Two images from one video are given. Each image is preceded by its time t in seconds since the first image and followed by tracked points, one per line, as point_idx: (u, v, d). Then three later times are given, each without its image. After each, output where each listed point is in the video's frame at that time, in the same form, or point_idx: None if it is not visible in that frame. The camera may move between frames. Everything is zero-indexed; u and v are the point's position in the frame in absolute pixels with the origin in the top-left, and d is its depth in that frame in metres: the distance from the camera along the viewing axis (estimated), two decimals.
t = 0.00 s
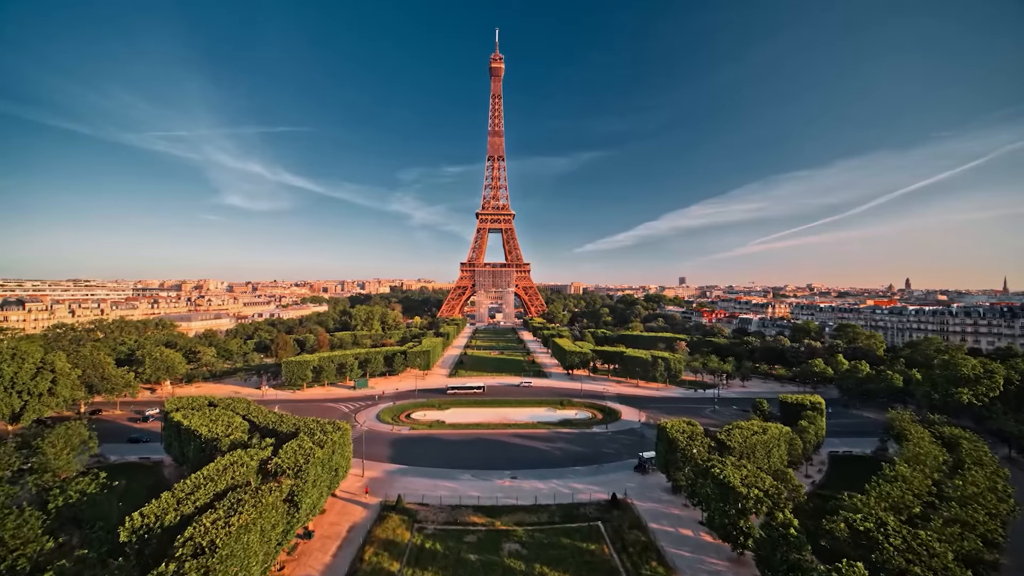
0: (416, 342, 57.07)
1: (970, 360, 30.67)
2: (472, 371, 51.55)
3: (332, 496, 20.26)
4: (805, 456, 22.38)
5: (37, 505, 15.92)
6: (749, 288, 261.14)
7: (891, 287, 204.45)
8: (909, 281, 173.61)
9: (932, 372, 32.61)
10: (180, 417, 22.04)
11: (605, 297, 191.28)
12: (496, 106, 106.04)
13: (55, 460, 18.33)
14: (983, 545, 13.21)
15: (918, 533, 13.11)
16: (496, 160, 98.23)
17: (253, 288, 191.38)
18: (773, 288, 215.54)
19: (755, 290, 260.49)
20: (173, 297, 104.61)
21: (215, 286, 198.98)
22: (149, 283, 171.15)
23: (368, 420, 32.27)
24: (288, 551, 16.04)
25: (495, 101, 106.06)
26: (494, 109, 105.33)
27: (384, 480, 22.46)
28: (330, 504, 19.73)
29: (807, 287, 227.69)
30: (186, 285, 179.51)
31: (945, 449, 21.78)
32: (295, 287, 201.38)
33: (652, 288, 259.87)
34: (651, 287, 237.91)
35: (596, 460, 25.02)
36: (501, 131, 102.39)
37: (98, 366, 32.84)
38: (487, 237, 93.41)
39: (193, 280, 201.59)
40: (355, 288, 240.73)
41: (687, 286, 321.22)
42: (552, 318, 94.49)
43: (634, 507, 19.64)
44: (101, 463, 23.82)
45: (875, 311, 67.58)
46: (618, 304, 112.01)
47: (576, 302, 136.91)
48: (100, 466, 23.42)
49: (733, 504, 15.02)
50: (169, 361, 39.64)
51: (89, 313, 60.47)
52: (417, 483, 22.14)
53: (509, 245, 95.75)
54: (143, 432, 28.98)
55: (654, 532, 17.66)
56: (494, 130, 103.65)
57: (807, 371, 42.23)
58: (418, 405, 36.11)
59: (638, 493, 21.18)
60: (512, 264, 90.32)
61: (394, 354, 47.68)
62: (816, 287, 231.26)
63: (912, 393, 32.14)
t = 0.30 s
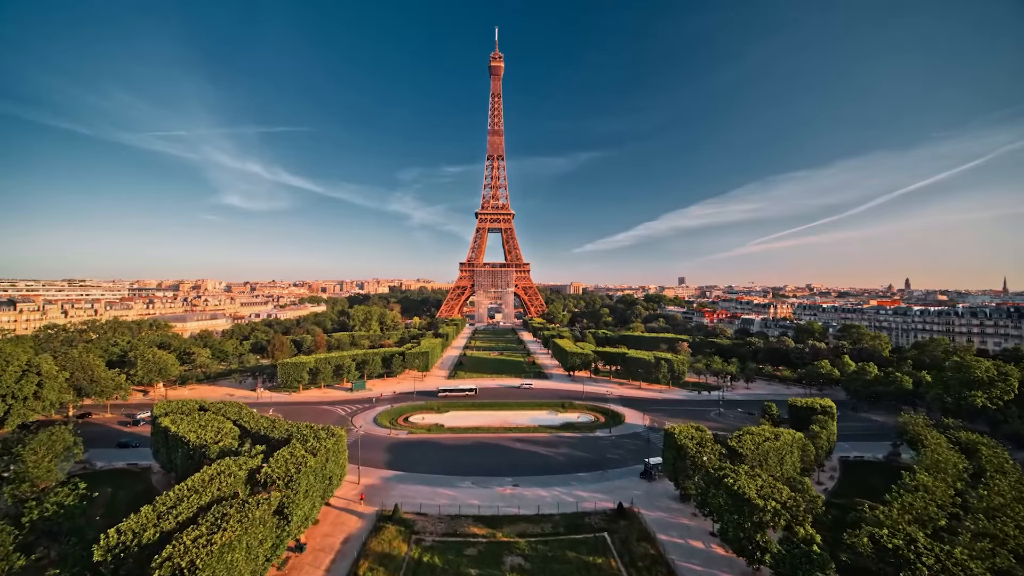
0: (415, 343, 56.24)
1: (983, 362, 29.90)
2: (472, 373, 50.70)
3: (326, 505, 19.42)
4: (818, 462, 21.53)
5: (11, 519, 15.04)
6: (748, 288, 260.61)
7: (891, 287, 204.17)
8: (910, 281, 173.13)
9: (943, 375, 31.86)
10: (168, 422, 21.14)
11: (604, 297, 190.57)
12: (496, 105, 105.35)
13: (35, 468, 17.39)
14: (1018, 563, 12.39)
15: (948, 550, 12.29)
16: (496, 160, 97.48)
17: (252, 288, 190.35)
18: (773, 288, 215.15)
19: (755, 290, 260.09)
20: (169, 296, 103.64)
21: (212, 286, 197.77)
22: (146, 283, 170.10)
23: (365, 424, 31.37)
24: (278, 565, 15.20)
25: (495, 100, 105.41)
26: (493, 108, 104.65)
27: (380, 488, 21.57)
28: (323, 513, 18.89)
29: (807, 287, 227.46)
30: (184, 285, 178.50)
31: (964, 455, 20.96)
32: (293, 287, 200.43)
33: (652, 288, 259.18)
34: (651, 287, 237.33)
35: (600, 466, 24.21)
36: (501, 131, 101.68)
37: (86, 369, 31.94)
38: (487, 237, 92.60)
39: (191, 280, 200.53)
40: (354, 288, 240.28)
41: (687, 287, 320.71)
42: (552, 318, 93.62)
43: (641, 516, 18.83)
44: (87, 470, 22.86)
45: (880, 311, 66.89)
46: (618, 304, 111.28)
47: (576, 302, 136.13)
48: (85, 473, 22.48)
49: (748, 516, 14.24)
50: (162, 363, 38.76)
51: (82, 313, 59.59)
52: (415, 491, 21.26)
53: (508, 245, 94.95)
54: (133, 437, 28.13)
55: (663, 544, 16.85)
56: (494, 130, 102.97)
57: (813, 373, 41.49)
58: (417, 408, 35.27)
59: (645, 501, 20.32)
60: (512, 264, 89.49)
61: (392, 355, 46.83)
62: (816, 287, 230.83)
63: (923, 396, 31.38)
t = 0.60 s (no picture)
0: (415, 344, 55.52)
1: (996, 364, 29.16)
2: (472, 374, 49.94)
3: (321, 514, 18.70)
4: (831, 469, 20.79)
5: None
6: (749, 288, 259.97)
7: (891, 287, 203.85)
8: (910, 281, 172.60)
9: (954, 377, 31.14)
10: (158, 427, 20.38)
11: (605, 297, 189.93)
12: (496, 104, 104.64)
13: (17, 477, 16.64)
14: None
15: (979, 566, 11.54)
16: (496, 159, 96.77)
17: (250, 288, 189.49)
18: (773, 288, 214.83)
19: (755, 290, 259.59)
20: (166, 296, 102.86)
21: (211, 285, 197.02)
22: (144, 283, 169.30)
23: (363, 428, 30.63)
24: None
25: (495, 99, 104.73)
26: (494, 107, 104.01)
27: (378, 494, 20.83)
28: (318, 523, 18.16)
29: (807, 287, 227.16)
30: (183, 285, 178.00)
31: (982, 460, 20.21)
32: (292, 287, 199.87)
33: (652, 288, 258.50)
34: (651, 287, 236.50)
35: (605, 472, 23.47)
36: (501, 130, 100.87)
37: (78, 371, 31.21)
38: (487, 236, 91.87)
39: (189, 280, 199.87)
40: (354, 288, 240.05)
41: (687, 287, 320.11)
42: (552, 318, 92.92)
43: (648, 525, 18.10)
44: (75, 475, 22.14)
45: (884, 311, 66.24)
46: (619, 304, 110.56)
47: (576, 302, 135.36)
48: (74, 479, 21.77)
49: (765, 529, 13.51)
50: (156, 364, 38.02)
51: (77, 313, 58.86)
52: (414, 498, 20.51)
53: (509, 245, 94.23)
54: (124, 440, 27.38)
55: (673, 556, 16.11)
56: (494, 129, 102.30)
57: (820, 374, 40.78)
58: (416, 411, 34.51)
59: (653, 510, 19.57)
60: (512, 263, 88.77)
61: (391, 356, 46.06)
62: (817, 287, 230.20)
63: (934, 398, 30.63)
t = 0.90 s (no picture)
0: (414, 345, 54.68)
1: (1012, 367, 28.29)
2: (472, 375, 49.05)
3: (315, 525, 17.86)
4: (847, 476, 19.94)
5: None
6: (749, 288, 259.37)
7: (892, 287, 203.82)
8: (911, 281, 171.79)
9: (968, 379, 30.30)
10: (146, 432, 19.52)
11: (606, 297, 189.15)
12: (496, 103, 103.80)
13: None
14: None
15: None
16: (496, 159, 95.89)
17: (249, 288, 188.45)
18: (773, 288, 214.51)
19: (756, 290, 258.88)
20: (163, 296, 102.00)
21: (210, 285, 196.01)
22: (143, 283, 168.38)
23: (360, 431, 29.81)
24: None
25: (495, 98, 103.91)
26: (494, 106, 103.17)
27: (375, 502, 19.98)
28: (311, 534, 17.32)
29: (807, 288, 227.00)
30: (182, 285, 177.26)
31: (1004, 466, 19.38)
32: (292, 287, 199.00)
33: (653, 288, 257.73)
34: (651, 287, 235.45)
35: (610, 478, 22.66)
36: (501, 129, 99.93)
37: (67, 373, 30.33)
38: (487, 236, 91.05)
39: (189, 280, 199.07)
40: (354, 288, 239.71)
41: (688, 287, 319.44)
42: (553, 318, 92.13)
43: (658, 536, 17.28)
44: (60, 483, 21.30)
45: (890, 312, 65.39)
46: (620, 304, 109.73)
47: (577, 302, 134.46)
48: (58, 487, 20.91)
49: (785, 545, 12.69)
50: (149, 366, 37.19)
51: (71, 314, 58.04)
52: (412, 506, 19.66)
53: (509, 245, 93.41)
54: (114, 445, 26.56)
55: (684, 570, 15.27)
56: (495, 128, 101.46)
57: (827, 376, 39.95)
58: (415, 414, 33.68)
59: (662, 519, 18.71)
60: (512, 263, 87.95)
61: (390, 357, 45.18)
62: (818, 287, 229.67)
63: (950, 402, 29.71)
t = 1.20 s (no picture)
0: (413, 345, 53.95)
1: None
2: (473, 376, 48.26)
3: (310, 534, 17.11)
4: (863, 483, 19.20)
5: None
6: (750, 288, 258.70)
7: (894, 287, 203.22)
8: (912, 282, 171.43)
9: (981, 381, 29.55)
10: (134, 438, 18.74)
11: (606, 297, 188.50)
12: (496, 102, 103.09)
13: None
14: None
15: None
16: (496, 158, 95.16)
17: (248, 288, 187.59)
18: (774, 288, 214.37)
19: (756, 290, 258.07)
20: (161, 296, 101.21)
21: (208, 285, 195.14)
22: (141, 283, 167.60)
23: (358, 435, 29.07)
24: None
25: (495, 97, 103.19)
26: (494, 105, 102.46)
27: (372, 510, 19.21)
28: (304, 544, 16.56)
29: (807, 287, 226.62)
30: (181, 285, 176.51)
31: None
32: (291, 287, 198.28)
33: (653, 287, 257.04)
34: (652, 287, 235.22)
35: (616, 484, 21.92)
36: (502, 128, 99.19)
37: (57, 375, 29.55)
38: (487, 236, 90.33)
39: (187, 279, 198.26)
40: (354, 288, 239.23)
41: (688, 287, 318.85)
42: (554, 318, 91.47)
43: (668, 547, 16.52)
44: (47, 489, 20.55)
45: (896, 312, 64.67)
46: (621, 304, 109.08)
47: (577, 302, 133.66)
48: (44, 493, 20.13)
49: (806, 561, 11.93)
50: (143, 367, 36.41)
51: (66, 314, 57.28)
52: (411, 514, 18.90)
53: (509, 245, 92.69)
54: (104, 449, 25.80)
55: None
56: (495, 127, 100.74)
57: (834, 378, 39.23)
58: (414, 416, 32.93)
59: (670, 528, 17.96)
60: (512, 263, 87.23)
61: (389, 358, 44.41)
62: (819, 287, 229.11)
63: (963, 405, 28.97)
